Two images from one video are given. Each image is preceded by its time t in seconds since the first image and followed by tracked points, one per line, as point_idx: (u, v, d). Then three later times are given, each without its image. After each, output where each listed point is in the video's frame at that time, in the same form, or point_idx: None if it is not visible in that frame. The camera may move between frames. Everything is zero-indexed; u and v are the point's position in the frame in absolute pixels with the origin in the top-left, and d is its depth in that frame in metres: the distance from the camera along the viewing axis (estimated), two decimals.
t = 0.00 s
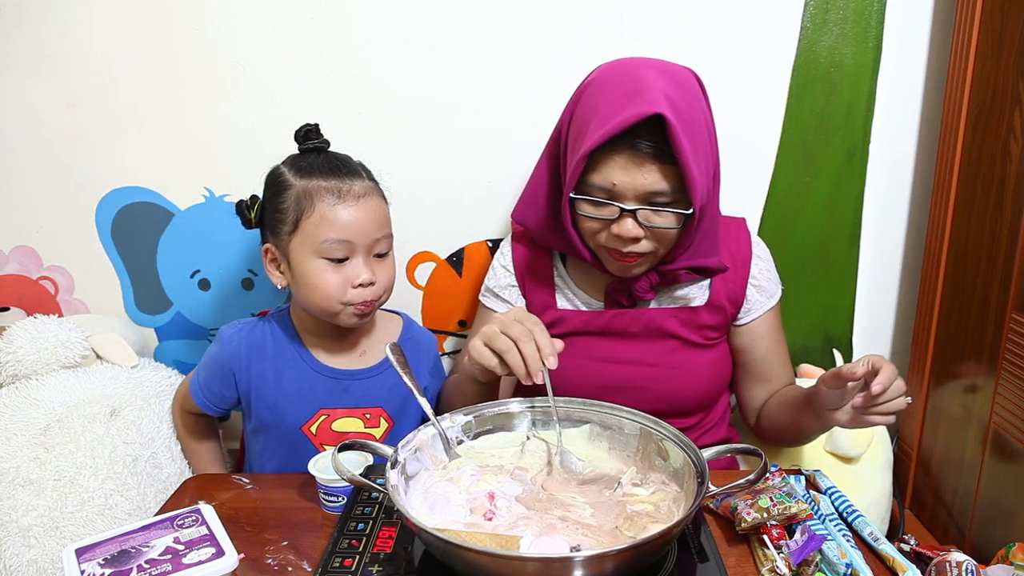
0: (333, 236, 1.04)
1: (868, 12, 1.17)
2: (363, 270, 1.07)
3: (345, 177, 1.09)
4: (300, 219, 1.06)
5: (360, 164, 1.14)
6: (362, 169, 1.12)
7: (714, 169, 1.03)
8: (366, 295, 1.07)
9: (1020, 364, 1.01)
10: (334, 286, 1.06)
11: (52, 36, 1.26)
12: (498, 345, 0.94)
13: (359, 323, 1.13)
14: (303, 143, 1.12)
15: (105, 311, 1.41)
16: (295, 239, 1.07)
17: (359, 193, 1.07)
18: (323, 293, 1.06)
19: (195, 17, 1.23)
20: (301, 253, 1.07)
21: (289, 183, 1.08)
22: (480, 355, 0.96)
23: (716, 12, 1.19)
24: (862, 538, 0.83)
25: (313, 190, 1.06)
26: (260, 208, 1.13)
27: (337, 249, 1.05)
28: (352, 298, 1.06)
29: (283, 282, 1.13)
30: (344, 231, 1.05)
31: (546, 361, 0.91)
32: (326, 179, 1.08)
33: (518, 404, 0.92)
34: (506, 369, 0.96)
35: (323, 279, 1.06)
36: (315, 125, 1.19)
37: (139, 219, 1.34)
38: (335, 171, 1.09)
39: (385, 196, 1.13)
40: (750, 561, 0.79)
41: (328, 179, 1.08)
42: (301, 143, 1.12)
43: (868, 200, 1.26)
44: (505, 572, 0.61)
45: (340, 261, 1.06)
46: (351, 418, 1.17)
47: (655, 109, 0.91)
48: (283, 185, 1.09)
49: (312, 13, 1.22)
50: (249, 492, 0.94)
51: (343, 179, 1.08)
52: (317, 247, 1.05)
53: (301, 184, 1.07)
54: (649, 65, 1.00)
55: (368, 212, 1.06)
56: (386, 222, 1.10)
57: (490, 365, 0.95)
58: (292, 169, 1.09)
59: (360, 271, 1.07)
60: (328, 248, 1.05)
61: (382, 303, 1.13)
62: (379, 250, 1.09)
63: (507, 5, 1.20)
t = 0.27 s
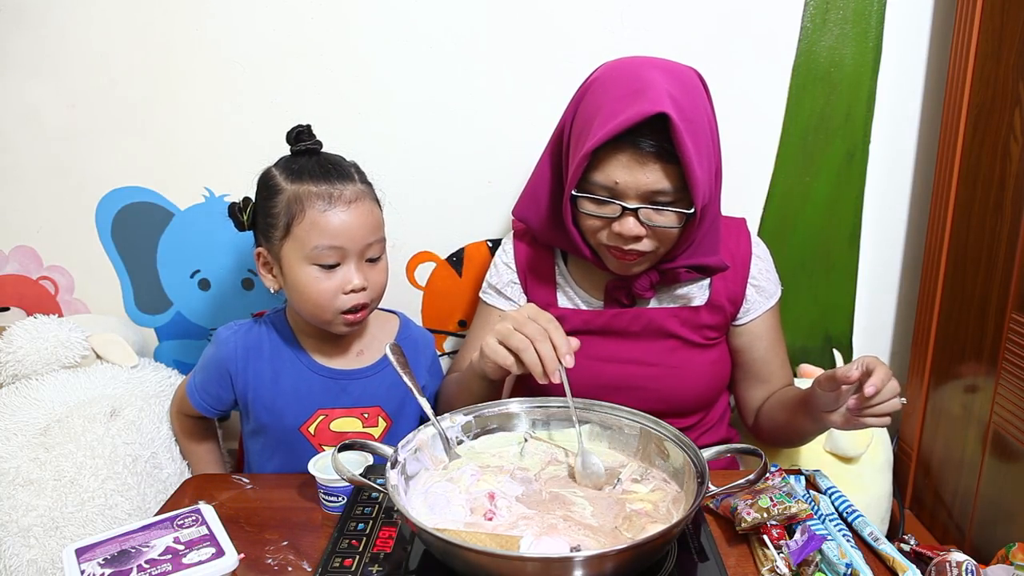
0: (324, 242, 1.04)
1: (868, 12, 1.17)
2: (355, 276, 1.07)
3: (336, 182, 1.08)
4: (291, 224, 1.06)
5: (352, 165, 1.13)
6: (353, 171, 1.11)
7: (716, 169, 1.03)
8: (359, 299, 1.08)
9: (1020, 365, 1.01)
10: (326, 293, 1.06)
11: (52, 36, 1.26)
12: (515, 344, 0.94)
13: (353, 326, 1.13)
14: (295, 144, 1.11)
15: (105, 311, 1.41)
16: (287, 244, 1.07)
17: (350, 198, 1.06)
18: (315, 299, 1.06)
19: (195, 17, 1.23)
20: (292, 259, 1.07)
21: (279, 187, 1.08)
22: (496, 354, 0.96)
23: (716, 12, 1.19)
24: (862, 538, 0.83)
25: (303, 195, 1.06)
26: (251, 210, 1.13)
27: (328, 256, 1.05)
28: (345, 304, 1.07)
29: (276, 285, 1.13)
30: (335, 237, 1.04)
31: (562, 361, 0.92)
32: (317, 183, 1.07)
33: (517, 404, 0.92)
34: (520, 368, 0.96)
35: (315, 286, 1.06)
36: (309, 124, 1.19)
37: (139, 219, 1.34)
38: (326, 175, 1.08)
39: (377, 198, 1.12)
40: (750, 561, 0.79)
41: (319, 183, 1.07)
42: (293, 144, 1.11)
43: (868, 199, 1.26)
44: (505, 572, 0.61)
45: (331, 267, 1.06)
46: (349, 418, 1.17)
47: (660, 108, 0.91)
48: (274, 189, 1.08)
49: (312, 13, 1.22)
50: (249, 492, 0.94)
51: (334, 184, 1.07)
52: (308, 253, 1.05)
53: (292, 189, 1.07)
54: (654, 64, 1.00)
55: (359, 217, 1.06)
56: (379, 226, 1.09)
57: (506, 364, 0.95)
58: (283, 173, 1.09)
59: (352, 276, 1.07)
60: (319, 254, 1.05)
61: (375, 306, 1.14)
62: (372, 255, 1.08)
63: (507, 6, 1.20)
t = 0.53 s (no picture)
0: (322, 247, 1.04)
1: (868, 12, 1.17)
2: (352, 280, 1.07)
3: (334, 185, 1.08)
4: (289, 228, 1.06)
5: (350, 168, 1.13)
6: (351, 175, 1.11)
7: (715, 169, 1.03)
8: (355, 304, 1.08)
9: (1020, 365, 1.01)
10: (323, 297, 1.06)
11: (52, 36, 1.26)
12: (531, 324, 0.93)
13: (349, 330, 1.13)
14: (293, 145, 1.11)
15: (104, 311, 1.41)
16: (284, 248, 1.07)
17: (348, 202, 1.06)
18: (312, 303, 1.06)
19: (195, 17, 1.23)
20: (290, 263, 1.07)
21: (278, 190, 1.08)
22: (511, 335, 0.94)
23: (716, 12, 1.19)
24: (862, 538, 0.83)
25: (302, 199, 1.06)
26: (249, 211, 1.12)
27: (326, 260, 1.05)
28: (341, 308, 1.07)
29: (273, 288, 1.13)
30: (333, 242, 1.04)
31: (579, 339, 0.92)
32: (315, 187, 1.07)
33: (517, 404, 0.93)
34: (535, 348, 0.95)
35: (312, 290, 1.06)
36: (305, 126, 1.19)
37: (139, 219, 1.34)
38: (325, 179, 1.08)
39: (376, 202, 1.12)
40: (750, 561, 0.79)
41: (317, 187, 1.07)
42: (291, 145, 1.11)
43: (868, 199, 1.26)
44: (505, 572, 0.61)
45: (329, 271, 1.06)
46: (347, 418, 1.17)
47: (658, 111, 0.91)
48: (272, 192, 1.08)
49: (312, 13, 1.22)
50: (249, 492, 0.94)
51: (332, 188, 1.07)
52: (305, 258, 1.05)
53: (290, 193, 1.07)
54: (652, 65, 1.00)
55: (357, 221, 1.06)
56: (377, 230, 1.09)
57: (521, 344, 0.94)
58: (281, 176, 1.09)
59: (348, 280, 1.07)
60: (316, 259, 1.05)
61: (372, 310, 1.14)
62: (369, 259, 1.08)
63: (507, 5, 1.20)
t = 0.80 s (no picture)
0: (331, 243, 1.04)
1: (868, 12, 1.17)
2: (364, 273, 1.07)
3: (335, 182, 1.07)
4: (296, 229, 1.06)
5: (348, 164, 1.13)
6: (352, 170, 1.11)
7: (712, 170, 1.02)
8: (371, 296, 1.08)
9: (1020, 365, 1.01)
10: (338, 293, 1.06)
11: (52, 36, 1.26)
12: (553, 347, 0.94)
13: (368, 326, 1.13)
14: (288, 149, 1.12)
15: (105, 311, 1.41)
16: (294, 249, 1.07)
17: (351, 196, 1.06)
18: (328, 301, 1.06)
19: (195, 17, 1.23)
20: (301, 264, 1.07)
21: (279, 194, 1.07)
22: (531, 357, 0.95)
23: (716, 12, 1.19)
24: (862, 538, 0.83)
25: (305, 198, 1.05)
26: (253, 219, 1.12)
27: (336, 256, 1.05)
28: (358, 302, 1.07)
29: (286, 292, 1.13)
30: (341, 237, 1.04)
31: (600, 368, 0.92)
32: (316, 185, 1.06)
33: (517, 404, 0.93)
34: (554, 374, 0.95)
35: (326, 288, 1.06)
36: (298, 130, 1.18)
37: (139, 219, 1.34)
38: (324, 177, 1.08)
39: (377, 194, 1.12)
40: (750, 561, 0.79)
41: (318, 185, 1.07)
42: (285, 150, 1.11)
43: (868, 199, 1.26)
44: (505, 572, 0.61)
45: (340, 267, 1.06)
46: (346, 415, 1.16)
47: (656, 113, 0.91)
48: (274, 196, 1.08)
49: (312, 13, 1.22)
50: (249, 491, 0.94)
51: (334, 184, 1.07)
52: (316, 257, 1.05)
53: (292, 194, 1.06)
54: (647, 66, 1.00)
55: (363, 215, 1.05)
56: (382, 221, 1.09)
57: (540, 366, 0.94)
58: (281, 180, 1.08)
59: (361, 274, 1.06)
60: (326, 255, 1.04)
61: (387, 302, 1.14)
62: (378, 250, 1.08)
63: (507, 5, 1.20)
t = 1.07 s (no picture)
0: (349, 233, 1.04)
1: (868, 12, 1.17)
2: (381, 263, 1.07)
3: (352, 175, 1.08)
4: (316, 220, 1.06)
5: (366, 161, 1.14)
6: (368, 166, 1.12)
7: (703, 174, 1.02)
8: (386, 285, 1.08)
9: (1020, 365, 1.01)
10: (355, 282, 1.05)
11: (52, 36, 1.26)
12: (547, 356, 0.98)
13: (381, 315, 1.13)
14: (308, 144, 1.12)
15: (105, 311, 1.41)
16: (314, 240, 1.07)
17: (368, 188, 1.07)
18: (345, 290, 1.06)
19: (195, 17, 1.23)
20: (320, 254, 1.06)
21: (299, 186, 1.08)
22: (529, 369, 0.98)
23: (716, 12, 1.19)
24: (861, 538, 0.83)
25: (324, 190, 1.06)
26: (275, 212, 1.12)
27: (354, 246, 1.05)
28: (373, 289, 1.06)
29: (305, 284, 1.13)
30: (360, 227, 1.04)
31: (594, 378, 0.95)
32: (335, 178, 1.07)
33: (517, 404, 0.92)
34: (551, 386, 0.98)
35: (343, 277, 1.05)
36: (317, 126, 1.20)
37: (139, 219, 1.34)
38: (343, 171, 1.09)
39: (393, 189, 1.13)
40: (750, 561, 0.79)
41: (337, 178, 1.07)
42: (306, 144, 1.12)
43: (868, 199, 1.26)
44: (505, 571, 0.61)
45: (357, 257, 1.06)
46: (366, 396, 1.16)
47: (643, 116, 0.91)
48: (293, 188, 1.08)
49: (312, 13, 1.22)
50: (250, 491, 0.94)
51: (352, 176, 1.08)
52: (335, 246, 1.05)
53: (312, 186, 1.07)
54: (636, 71, 1.00)
55: (380, 207, 1.06)
56: (398, 213, 1.09)
57: (537, 378, 0.97)
58: (301, 172, 1.09)
59: (378, 263, 1.06)
60: (345, 245, 1.05)
61: (399, 293, 1.13)
62: (394, 241, 1.08)
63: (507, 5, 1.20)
